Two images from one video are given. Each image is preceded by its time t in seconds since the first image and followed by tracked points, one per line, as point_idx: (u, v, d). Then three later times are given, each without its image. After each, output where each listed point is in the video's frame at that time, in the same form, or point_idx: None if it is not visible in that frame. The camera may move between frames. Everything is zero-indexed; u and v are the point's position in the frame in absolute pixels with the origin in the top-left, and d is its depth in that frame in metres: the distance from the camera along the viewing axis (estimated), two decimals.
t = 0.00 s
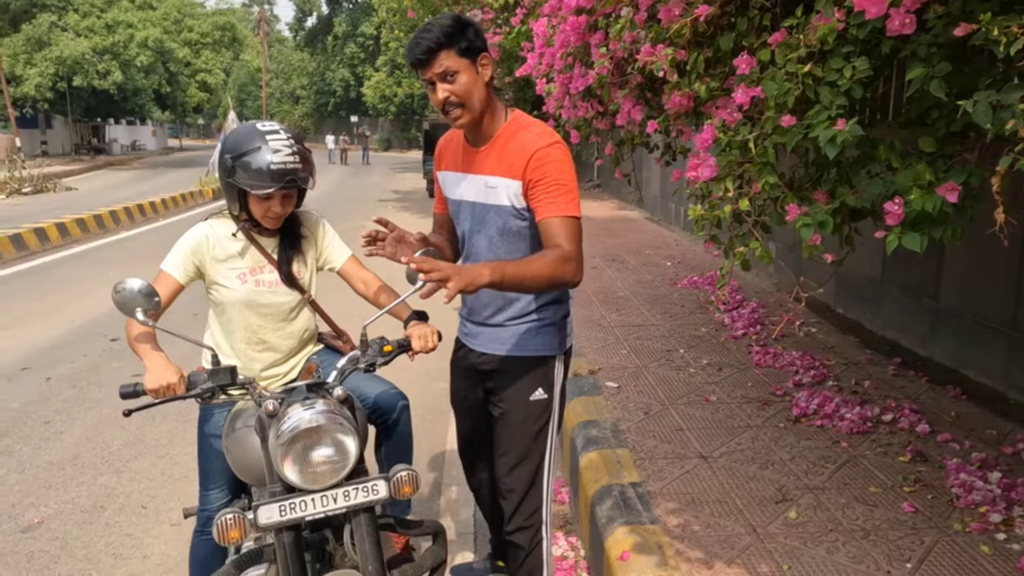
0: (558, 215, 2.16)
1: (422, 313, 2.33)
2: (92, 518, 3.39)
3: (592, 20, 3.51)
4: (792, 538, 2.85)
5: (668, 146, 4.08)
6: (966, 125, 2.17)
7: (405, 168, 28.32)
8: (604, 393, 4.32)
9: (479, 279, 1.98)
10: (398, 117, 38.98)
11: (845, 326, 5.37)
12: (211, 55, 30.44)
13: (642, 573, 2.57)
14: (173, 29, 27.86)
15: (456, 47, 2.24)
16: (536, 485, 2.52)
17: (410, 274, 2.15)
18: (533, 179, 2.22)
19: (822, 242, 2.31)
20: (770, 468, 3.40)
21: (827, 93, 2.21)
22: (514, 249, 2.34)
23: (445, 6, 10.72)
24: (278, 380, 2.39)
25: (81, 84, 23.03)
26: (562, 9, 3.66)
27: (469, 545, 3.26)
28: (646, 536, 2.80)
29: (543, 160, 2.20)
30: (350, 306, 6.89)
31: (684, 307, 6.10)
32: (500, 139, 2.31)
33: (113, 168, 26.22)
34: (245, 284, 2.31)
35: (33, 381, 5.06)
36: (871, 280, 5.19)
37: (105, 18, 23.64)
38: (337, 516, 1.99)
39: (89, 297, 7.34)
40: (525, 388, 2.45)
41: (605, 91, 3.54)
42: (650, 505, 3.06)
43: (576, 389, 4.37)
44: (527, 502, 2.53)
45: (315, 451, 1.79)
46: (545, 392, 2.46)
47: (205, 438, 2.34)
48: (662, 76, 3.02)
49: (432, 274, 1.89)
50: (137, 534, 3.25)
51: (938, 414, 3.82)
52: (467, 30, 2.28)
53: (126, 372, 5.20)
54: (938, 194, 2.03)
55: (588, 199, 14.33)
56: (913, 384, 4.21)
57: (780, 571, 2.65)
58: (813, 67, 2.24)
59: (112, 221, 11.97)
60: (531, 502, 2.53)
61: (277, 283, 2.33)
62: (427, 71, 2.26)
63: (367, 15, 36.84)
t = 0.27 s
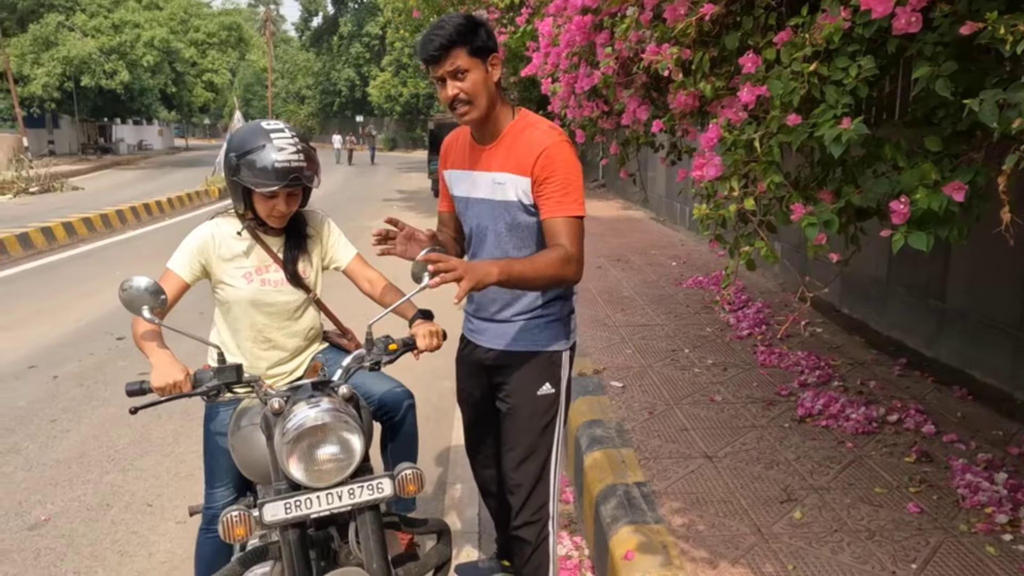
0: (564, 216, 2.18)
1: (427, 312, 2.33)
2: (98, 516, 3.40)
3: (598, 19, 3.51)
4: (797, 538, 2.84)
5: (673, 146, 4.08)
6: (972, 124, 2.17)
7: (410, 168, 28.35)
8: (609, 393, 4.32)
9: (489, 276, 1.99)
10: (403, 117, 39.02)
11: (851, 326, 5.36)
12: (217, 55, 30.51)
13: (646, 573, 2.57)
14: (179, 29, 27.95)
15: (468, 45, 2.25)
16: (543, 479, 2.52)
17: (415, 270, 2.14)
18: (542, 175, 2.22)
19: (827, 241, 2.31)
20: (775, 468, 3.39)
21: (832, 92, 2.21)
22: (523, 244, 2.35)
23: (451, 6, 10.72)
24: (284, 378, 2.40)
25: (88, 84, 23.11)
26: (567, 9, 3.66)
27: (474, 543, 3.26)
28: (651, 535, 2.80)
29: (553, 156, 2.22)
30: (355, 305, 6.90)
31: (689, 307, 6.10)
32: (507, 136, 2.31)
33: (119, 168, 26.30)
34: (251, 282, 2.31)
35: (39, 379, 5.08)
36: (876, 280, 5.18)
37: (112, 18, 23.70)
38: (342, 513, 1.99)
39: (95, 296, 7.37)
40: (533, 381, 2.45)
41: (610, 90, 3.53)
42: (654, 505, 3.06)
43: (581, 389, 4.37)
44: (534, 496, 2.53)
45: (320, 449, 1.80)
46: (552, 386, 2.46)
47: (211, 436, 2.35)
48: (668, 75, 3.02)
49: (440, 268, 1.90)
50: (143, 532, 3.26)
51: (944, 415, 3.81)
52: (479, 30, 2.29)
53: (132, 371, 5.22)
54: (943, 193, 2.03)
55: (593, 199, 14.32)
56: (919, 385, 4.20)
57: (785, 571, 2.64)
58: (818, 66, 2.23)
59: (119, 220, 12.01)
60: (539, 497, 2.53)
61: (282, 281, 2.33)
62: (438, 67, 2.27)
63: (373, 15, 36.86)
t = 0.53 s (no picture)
0: (573, 212, 2.20)
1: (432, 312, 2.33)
2: (104, 514, 3.41)
3: (603, 19, 3.51)
4: (801, 539, 2.84)
5: (678, 146, 4.08)
6: (977, 124, 2.16)
7: (416, 168, 28.37)
8: (613, 393, 4.32)
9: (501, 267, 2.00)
10: (409, 117, 39.06)
11: (856, 326, 5.35)
12: (223, 55, 30.58)
13: (650, 573, 2.57)
14: (185, 29, 28.03)
15: (479, 44, 2.25)
16: (551, 474, 2.53)
17: (420, 269, 2.13)
18: (551, 172, 2.23)
19: (832, 241, 2.31)
20: (779, 469, 3.39)
21: (837, 92, 2.20)
22: (531, 241, 2.36)
23: (457, 6, 10.72)
24: (289, 378, 2.41)
25: (95, 84, 23.19)
26: (572, 9, 3.66)
27: (478, 543, 3.27)
28: (655, 535, 2.80)
29: (563, 153, 2.23)
30: (360, 305, 6.91)
31: (694, 308, 6.10)
32: (517, 135, 2.32)
33: (126, 167, 26.38)
34: (256, 282, 2.32)
35: (46, 378, 5.10)
36: (882, 280, 5.17)
37: (119, 18, 23.77)
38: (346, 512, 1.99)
39: (101, 295, 7.39)
40: (541, 376, 2.45)
41: (615, 91, 3.54)
42: (658, 505, 3.06)
43: (585, 389, 4.37)
44: (543, 492, 2.54)
45: (324, 448, 1.80)
46: (559, 382, 2.47)
47: (215, 434, 2.35)
48: (672, 76, 3.02)
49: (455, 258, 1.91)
50: (148, 530, 3.28)
51: (950, 416, 3.80)
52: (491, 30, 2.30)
53: (139, 369, 5.24)
54: (948, 194, 2.03)
55: (598, 199, 14.32)
56: (924, 386, 4.19)
57: (789, 572, 2.64)
58: (823, 66, 2.23)
59: (125, 220, 12.05)
60: (547, 492, 2.54)
61: (287, 281, 2.34)
62: (451, 66, 2.28)
63: (378, 15, 36.90)
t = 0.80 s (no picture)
0: (581, 213, 2.22)
1: (436, 313, 2.33)
2: (109, 512, 3.43)
3: (606, 20, 3.51)
4: (804, 540, 2.84)
5: (682, 147, 4.08)
6: (981, 125, 2.16)
7: (420, 168, 28.39)
8: (617, 394, 4.32)
9: (511, 266, 2.01)
10: (414, 118, 39.11)
11: (861, 327, 5.34)
12: (229, 56, 30.65)
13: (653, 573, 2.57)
14: (191, 30, 28.12)
15: (489, 45, 2.26)
16: (558, 471, 2.53)
17: (424, 271, 2.12)
18: (559, 172, 2.24)
19: (835, 242, 2.30)
20: (782, 470, 3.38)
21: (841, 93, 2.20)
22: (539, 239, 2.36)
23: (462, 6, 10.73)
24: (292, 377, 2.41)
25: (102, 84, 23.26)
26: (576, 10, 3.66)
27: (482, 542, 3.27)
28: (657, 536, 2.80)
29: (571, 154, 2.24)
30: (364, 304, 6.93)
31: (698, 308, 6.09)
32: (525, 135, 2.33)
33: (132, 167, 26.47)
34: (260, 282, 2.33)
35: (52, 377, 5.12)
36: (887, 281, 5.15)
37: (126, 19, 23.85)
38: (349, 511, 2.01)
39: (107, 294, 7.42)
40: (548, 374, 2.45)
41: (619, 91, 3.54)
42: (661, 506, 3.06)
43: (589, 389, 4.37)
44: (549, 489, 2.54)
45: (327, 448, 1.81)
46: (566, 380, 2.47)
47: (220, 434, 2.36)
48: (675, 76, 3.02)
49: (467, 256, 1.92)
50: (153, 529, 3.29)
51: (954, 417, 3.79)
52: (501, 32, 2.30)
53: (144, 369, 5.25)
54: (951, 195, 2.02)
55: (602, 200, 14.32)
56: (929, 387, 4.18)
57: (792, 573, 2.64)
58: (826, 67, 2.23)
59: (131, 219, 12.09)
60: (553, 489, 2.54)
61: (291, 281, 2.35)
62: (461, 67, 2.28)
63: (383, 16, 36.94)
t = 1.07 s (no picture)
0: (586, 213, 2.22)
1: (439, 311, 2.33)
2: (114, 510, 3.44)
3: (611, 20, 3.51)
4: (808, 541, 2.83)
5: (686, 147, 4.07)
6: (985, 125, 2.15)
7: (425, 168, 28.40)
8: (620, 393, 4.32)
9: (518, 268, 2.01)
10: (419, 117, 39.15)
11: (866, 328, 5.33)
12: (234, 55, 30.71)
13: (655, 573, 2.57)
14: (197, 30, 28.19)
15: (495, 47, 2.25)
16: (564, 469, 2.53)
17: (426, 269, 2.13)
18: (565, 171, 2.24)
19: (839, 242, 2.30)
20: (786, 470, 3.38)
21: (844, 92, 2.20)
22: (544, 238, 2.36)
23: (466, 6, 10.73)
24: (296, 376, 2.41)
25: (107, 84, 23.32)
26: (580, 10, 3.66)
27: (485, 541, 3.27)
28: (661, 536, 2.80)
29: (578, 152, 2.24)
30: (368, 304, 6.94)
31: (702, 308, 6.09)
32: (531, 134, 2.33)
33: (137, 167, 26.52)
34: (264, 280, 2.33)
35: (57, 375, 5.14)
36: (892, 281, 5.14)
37: (131, 19, 23.91)
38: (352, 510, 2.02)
39: (112, 293, 7.44)
40: (554, 372, 2.45)
41: (623, 91, 3.53)
42: (664, 506, 3.05)
43: (592, 389, 4.37)
44: (556, 486, 2.54)
45: (330, 446, 1.81)
46: (572, 378, 2.47)
47: (223, 432, 2.37)
48: (679, 76, 3.02)
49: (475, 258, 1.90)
50: (157, 527, 3.29)
51: (959, 418, 3.78)
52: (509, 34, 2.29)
53: (148, 368, 5.27)
54: (955, 194, 2.01)
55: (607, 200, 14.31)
56: (934, 388, 4.16)
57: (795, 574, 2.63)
58: (830, 66, 2.23)
59: (136, 219, 12.12)
60: (560, 487, 2.54)
61: (295, 280, 2.35)
62: (467, 68, 2.29)
63: (388, 15, 36.96)
